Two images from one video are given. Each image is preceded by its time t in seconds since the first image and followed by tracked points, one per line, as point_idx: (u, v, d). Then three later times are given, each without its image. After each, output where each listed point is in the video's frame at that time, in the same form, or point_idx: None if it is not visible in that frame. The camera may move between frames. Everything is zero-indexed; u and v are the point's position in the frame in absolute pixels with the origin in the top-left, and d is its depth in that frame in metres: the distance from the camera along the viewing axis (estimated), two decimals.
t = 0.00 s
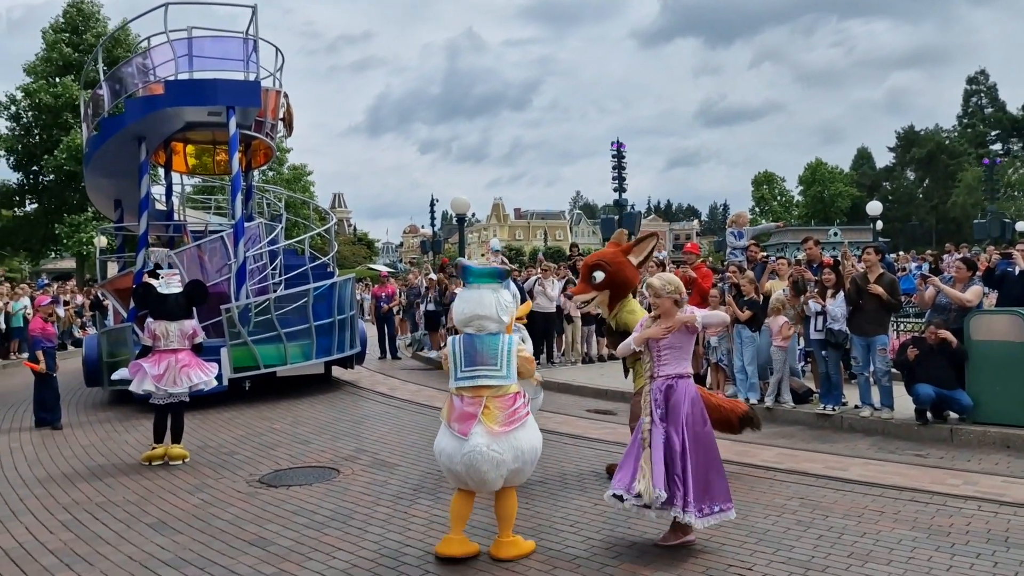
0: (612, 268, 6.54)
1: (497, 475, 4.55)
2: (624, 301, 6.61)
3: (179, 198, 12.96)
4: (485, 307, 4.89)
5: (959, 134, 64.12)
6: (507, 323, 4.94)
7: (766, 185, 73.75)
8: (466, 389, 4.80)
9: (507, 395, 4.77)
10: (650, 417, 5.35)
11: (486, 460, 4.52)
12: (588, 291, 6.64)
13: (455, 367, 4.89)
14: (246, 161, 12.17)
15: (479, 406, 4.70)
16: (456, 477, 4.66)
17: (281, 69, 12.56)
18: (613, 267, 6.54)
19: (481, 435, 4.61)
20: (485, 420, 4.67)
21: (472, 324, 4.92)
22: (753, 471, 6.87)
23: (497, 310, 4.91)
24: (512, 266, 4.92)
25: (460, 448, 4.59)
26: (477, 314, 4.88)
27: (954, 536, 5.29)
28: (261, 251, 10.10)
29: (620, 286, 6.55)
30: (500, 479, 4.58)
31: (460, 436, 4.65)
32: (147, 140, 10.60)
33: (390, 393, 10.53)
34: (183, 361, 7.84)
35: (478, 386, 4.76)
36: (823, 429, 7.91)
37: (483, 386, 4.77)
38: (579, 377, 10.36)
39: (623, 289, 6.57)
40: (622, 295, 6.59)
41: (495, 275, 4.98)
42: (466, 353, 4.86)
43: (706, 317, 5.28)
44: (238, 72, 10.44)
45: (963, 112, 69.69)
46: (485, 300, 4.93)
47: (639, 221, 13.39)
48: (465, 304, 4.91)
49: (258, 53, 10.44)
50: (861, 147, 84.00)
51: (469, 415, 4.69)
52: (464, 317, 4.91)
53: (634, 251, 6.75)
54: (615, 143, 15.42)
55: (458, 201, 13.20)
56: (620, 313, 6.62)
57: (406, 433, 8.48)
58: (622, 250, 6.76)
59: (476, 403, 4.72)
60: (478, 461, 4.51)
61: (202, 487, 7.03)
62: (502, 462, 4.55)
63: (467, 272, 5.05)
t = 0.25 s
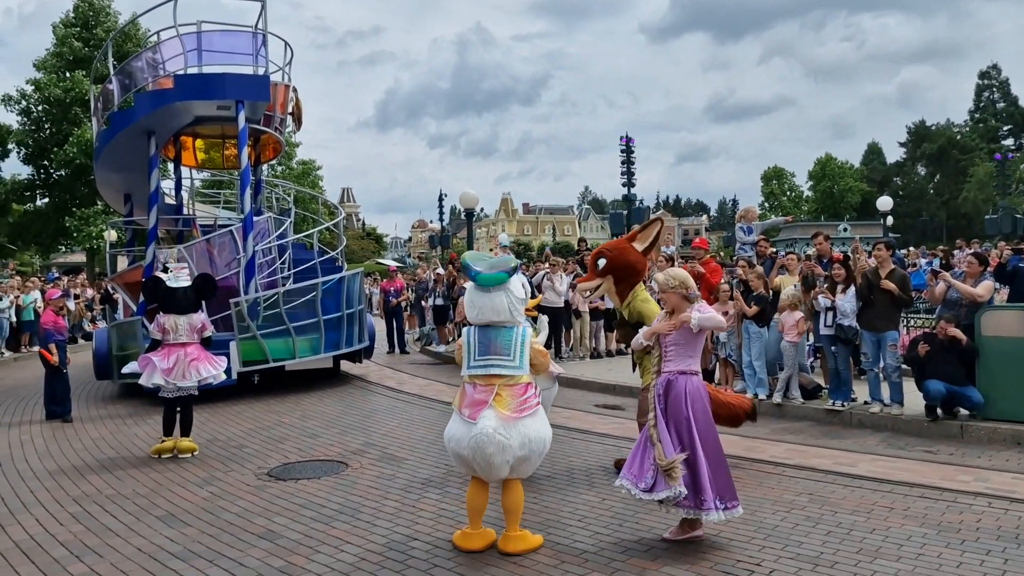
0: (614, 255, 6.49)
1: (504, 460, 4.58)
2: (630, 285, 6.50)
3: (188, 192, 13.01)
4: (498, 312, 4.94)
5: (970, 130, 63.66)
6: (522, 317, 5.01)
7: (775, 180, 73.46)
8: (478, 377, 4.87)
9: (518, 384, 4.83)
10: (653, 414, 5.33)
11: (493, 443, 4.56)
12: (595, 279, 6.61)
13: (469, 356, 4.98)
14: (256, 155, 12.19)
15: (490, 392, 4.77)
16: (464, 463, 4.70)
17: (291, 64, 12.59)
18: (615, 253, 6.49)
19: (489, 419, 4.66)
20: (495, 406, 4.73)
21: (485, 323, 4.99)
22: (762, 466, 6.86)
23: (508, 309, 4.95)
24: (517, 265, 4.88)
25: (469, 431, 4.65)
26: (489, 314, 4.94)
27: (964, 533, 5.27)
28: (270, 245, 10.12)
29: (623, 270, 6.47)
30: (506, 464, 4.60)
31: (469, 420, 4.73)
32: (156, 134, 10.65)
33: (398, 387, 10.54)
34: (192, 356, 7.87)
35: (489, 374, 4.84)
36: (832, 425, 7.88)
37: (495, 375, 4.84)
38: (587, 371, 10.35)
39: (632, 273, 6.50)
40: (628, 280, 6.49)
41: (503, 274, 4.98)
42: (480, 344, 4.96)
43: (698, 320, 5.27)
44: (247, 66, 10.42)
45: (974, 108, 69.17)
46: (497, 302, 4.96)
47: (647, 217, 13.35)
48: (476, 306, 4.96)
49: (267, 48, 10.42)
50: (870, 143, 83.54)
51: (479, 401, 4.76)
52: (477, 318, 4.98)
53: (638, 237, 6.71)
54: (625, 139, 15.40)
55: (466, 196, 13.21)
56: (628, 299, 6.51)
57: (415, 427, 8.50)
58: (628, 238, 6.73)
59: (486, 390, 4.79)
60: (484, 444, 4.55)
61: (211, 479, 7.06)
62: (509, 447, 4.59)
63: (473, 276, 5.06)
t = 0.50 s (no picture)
0: (619, 244, 6.54)
1: (500, 453, 4.58)
2: (638, 272, 6.47)
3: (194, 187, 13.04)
4: (498, 311, 4.95)
5: (978, 126, 63.31)
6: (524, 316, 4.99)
7: (781, 176, 73.21)
8: (477, 372, 4.89)
9: (517, 379, 4.83)
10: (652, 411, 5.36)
11: (493, 435, 4.57)
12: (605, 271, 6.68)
13: (469, 351, 4.99)
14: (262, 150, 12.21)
15: (489, 386, 4.79)
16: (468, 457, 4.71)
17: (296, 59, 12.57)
18: (620, 242, 6.53)
19: (489, 412, 4.67)
20: (493, 400, 4.74)
21: (486, 321, 5.01)
22: (767, 462, 6.85)
23: (508, 308, 4.95)
24: (516, 266, 4.85)
25: (466, 425, 4.69)
26: (489, 313, 4.96)
27: (971, 530, 5.25)
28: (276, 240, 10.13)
29: (629, 258, 6.48)
30: (507, 456, 4.59)
31: (468, 414, 4.76)
32: (162, 129, 10.63)
33: (403, 382, 10.56)
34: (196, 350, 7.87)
35: (487, 370, 4.85)
36: (839, 421, 7.87)
37: (493, 370, 4.85)
38: (592, 367, 10.34)
39: (639, 261, 6.48)
40: (636, 267, 6.47)
41: (504, 274, 4.95)
42: (480, 340, 4.97)
43: (675, 327, 5.32)
44: (253, 62, 10.41)
45: (982, 103, 68.76)
46: (497, 301, 4.97)
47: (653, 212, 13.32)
48: (477, 304, 4.99)
49: (272, 43, 10.41)
50: (877, 138, 83.20)
51: (478, 395, 4.79)
52: (478, 315, 5.00)
53: (646, 225, 6.65)
54: (631, 133, 15.35)
55: (472, 192, 13.20)
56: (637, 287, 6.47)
57: (420, 422, 8.51)
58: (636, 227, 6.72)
59: (485, 384, 4.82)
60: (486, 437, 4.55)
61: (217, 474, 7.08)
62: (505, 440, 4.58)
63: (475, 274, 5.08)
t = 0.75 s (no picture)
0: (628, 240, 6.57)
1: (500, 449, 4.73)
2: (648, 267, 6.51)
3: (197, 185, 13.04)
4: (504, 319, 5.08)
5: (981, 125, 63.19)
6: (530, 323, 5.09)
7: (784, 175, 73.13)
8: (485, 373, 5.07)
9: (520, 377, 4.95)
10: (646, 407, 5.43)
11: (508, 431, 4.73)
12: (615, 267, 6.72)
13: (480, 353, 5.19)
14: (264, 148, 12.21)
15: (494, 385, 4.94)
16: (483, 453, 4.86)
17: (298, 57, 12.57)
18: (629, 238, 6.56)
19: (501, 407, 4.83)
20: (496, 398, 4.90)
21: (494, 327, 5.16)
22: (770, 461, 6.84)
23: (513, 317, 5.06)
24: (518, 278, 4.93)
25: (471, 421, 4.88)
26: (496, 321, 5.10)
27: (973, 529, 5.25)
28: (278, 238, 10.12)
29: (638, 254, 6.52)
30: (521, 447, 4.75)
31: (473, 411, 4.95)
32: (165, 127, 10.62)
33: (405, 381, 10.56)
34: (198, 349, 7.86)
35: (493, 370, 5.01)
36: (841, 419, 7.86)
37: (498, 372, 5.00)
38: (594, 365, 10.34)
39: (648, 255, 6.51)
40: (646, 261, 6.51)
41: (507, 284, 5.03)
42: (490, 343, 5.14)
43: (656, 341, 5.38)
44: (256, 60, 10.41)
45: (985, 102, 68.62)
46: (502, 310, 5.08)
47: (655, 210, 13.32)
48: (485, 313, 5.14)
49: (275, 41, 10.41)
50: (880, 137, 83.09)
51: (483, 393, 4.96)
52: (486, 323, 5.16)
53: (653, 219, 6.65)
54: (634, 132, 15.34)
55: (474, 190, 13.20)
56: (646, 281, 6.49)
57: (422, 420, 8.50)
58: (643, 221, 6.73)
59: (490, 383, 4.98)
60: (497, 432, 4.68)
61: (219, 472, 7.09)
62: (504, 437, 4.73)
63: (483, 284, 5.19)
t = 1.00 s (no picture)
0: (628, 239, 6.56)
1: (530, 434, 5.22)
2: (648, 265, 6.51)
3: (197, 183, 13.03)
4: (533, 308, 5.63)
5: (982, 122, 63.09)
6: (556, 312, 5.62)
7: (785, 172, 73.05)
8: (517, 360, 5.58)
9: (550, 366, 5.44)
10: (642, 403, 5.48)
11: (532, 420, 5.23)
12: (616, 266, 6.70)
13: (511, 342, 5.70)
14: (265, 147, 12.20)
15: (525, 373, 5.45)
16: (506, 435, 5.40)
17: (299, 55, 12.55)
18: (629, 237, 6.55)
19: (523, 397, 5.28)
20: (528, 385, 5.41)
21: (523, 317, 5.70)
22: (771, 459, 6.84)
23: (541, 306, 5.61)
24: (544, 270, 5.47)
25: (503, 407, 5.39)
26: (525, 310, 5.65)
27: (975, 526, 5.25)
28: (279, 236, 10.11)
29: (639, 252, 6.51)
30: (542, 440, 5.24)
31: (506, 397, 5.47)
32: (166, 124, 10.62)
33: (407, 379, 10.56)
34: (199, 346, 7.87)
35: (524, 359, 5.52)
36: (843, 417, 7.86)
37: (530, 359, 5.51)
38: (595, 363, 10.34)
39: (649, 254, 6.51)
40: (647, 260, 6.51)
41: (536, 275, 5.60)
42: (519, 332, 5.67)
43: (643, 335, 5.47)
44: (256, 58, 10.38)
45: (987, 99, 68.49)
46: (531, 300, 5.65)
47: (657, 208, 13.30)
48: (515, 303, 5.69)
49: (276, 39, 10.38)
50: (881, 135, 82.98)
51: (516, 380, 5.48)
52: (516, 312, 5.71)
53: (651, 217, 6.63)
54: (635, 129, 15.32)
55: (475, 188, 13.19)
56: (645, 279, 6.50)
57: (424, 418, 8.51)
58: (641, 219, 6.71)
59: (522, 370, 5.49)
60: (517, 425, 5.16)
61: (221, 470, 7.09)
62: (534, 424, 5.22)
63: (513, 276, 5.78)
